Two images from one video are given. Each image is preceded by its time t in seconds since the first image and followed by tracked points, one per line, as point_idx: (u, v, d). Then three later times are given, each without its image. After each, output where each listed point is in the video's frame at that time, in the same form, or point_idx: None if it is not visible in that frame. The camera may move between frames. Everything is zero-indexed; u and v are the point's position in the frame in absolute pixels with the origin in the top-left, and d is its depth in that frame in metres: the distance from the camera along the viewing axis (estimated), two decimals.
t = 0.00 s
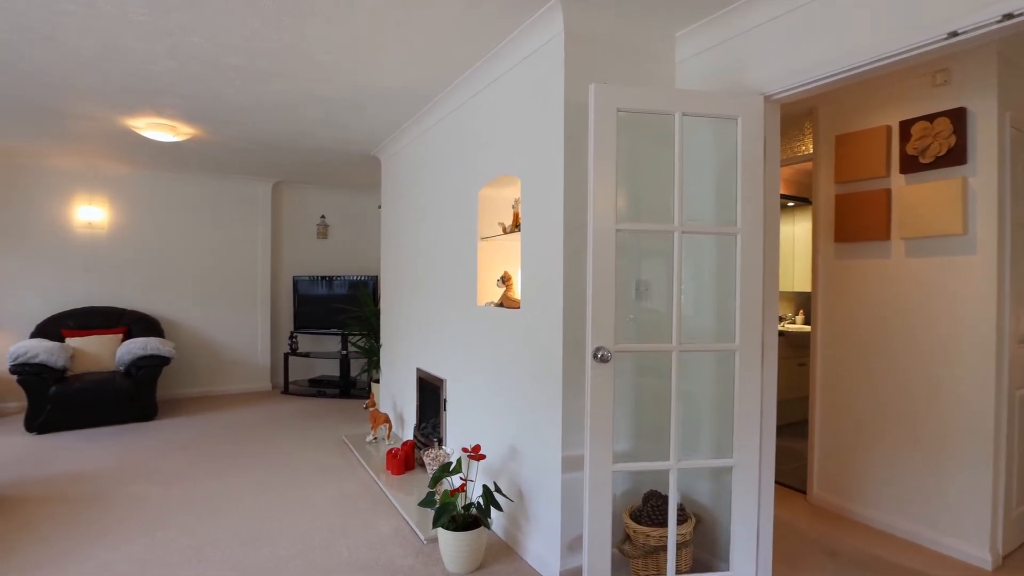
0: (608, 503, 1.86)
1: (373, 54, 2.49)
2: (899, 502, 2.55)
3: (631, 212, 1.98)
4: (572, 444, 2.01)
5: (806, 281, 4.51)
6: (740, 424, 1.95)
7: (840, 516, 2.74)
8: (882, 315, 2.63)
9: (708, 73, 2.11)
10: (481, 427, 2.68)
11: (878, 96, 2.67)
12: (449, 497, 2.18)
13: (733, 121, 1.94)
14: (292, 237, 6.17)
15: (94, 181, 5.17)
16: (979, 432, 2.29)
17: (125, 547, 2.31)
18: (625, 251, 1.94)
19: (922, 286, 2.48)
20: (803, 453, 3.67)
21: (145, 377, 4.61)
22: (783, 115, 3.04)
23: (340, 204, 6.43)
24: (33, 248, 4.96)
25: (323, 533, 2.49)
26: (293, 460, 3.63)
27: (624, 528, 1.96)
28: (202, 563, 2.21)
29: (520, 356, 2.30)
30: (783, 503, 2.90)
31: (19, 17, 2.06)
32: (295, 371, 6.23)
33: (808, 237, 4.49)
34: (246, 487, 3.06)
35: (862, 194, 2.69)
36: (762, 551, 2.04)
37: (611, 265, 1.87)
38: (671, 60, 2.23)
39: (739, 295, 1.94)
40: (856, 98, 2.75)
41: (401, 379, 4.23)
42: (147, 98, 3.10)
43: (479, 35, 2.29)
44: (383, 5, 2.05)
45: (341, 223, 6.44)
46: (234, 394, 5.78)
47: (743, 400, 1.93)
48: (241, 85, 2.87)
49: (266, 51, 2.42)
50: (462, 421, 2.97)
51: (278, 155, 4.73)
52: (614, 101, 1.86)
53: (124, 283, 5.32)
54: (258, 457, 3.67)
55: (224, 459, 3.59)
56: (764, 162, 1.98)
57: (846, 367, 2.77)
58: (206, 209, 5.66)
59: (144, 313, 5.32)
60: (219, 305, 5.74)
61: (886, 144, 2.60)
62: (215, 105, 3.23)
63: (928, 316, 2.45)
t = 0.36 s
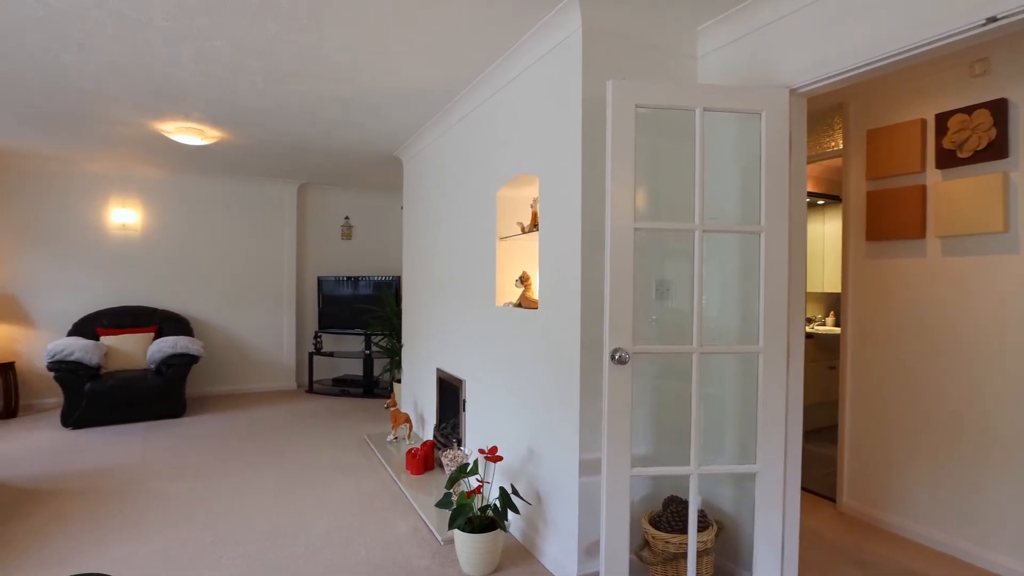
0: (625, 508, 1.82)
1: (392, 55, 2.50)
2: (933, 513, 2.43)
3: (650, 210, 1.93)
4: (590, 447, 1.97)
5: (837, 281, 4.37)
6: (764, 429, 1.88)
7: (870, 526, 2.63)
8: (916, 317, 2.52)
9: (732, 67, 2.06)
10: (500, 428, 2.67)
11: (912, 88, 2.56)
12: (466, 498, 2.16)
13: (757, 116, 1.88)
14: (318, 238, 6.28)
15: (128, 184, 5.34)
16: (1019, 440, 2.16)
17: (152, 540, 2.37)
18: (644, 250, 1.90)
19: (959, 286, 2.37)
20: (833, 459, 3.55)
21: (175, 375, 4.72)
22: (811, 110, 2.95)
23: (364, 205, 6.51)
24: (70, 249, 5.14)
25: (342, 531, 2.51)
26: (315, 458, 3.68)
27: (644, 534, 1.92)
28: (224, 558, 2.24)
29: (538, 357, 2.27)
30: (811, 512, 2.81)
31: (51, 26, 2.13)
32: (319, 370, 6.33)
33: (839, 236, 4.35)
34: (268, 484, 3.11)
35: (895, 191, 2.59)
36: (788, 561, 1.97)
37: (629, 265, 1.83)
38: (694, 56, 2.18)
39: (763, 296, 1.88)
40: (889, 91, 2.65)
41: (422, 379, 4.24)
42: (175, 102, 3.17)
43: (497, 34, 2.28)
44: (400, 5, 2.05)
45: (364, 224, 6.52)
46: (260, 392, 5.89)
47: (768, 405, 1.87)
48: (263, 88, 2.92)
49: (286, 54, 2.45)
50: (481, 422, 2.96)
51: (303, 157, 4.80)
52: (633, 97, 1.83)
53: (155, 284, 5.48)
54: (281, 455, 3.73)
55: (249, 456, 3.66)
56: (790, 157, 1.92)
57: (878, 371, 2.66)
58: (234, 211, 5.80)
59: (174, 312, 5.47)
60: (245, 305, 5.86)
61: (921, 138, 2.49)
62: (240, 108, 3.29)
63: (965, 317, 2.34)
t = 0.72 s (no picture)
0: (637, 512, 1.79)
1: (403, 54, 2.49)
2: (958, 521, 2.34)
3: (663, 208, 1.89)
4: (601, 449, 1.94)
5: (860, 280, 4.26)
6: (781, 433, 1.82)
7: (892, 533, 2.55)
8: (941, 317, 2.43)
9: (748, 60, 2.00)
10: (512, 428, 2.65)
11: (938, 81, 2.47)
12: (475, 499, 2.14)
13: (774, 110, 1.83)
14: (334, 238, 6.33)
15: (149, 185, 5.45)
16: None
17: (167, 536, 2.40)
18: (656, 249, 1.86)
19: (987, 285, 2.27)
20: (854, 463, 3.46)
21: (194, 373, 4.81)
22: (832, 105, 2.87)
23: (380, 205, 6.55)
24: (94, 250, 5.26)
25: (354, 530, 2.51)
26: (329, 457, 3.70)
27: (656, 538, 1.89)
28: (236, 556, 2.26)
29: (549, 357, 2.25)
30: (831, 517, 2.73)
31: (70, 31, 2.16)
32: (336, 369, 6.39)
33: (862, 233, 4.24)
34: (282, 482, 3.14)
35: (920, 187, 2.50)
36: (806, 568, 1.91)
37: (641, 264, 1.79)
38: (709, 50, 2.13)
39: (779, 296, 1.83)
40: (913, 84, 2.56)
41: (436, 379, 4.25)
42: (193, 104, 3.22)
43: (507, 31, 2.26)
44: (409, 3, 2.04)
45: (380, 223, 6.56)
46: (277, 390, 5.97)
47: (785, 408, 1.81)
48: (277, 89, 2.94)
49: (298, 54, 2.46)
50: (493, 423, 2.95)
51: (319, 157, 4.84)
52: (645, 92, 1.79)
53: (176, 283, 5.58)
54: (296, 453, 3.76)
55: (264, 454, 3.70)
56: (808, 152, 1.86)
57: (902, 373, 2.58)
58: (252, 211, 5.88)
59: (194, 311, 5.57)
60: (263, 304, 5.94)
61: (947, 132, 2.40)
62: (255, 109, 3.32)
63: (993, 318, 2.25)
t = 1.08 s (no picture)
0: (650, 517, 1.75)
1: (415, 52, 2.49)
2: (990, 531, 2.23)
3: (677, 205, 1.85)
4: (614, 452, 1.90)
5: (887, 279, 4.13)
6: (801, 437, 1.76)
7: (920, 543, 2.45)
8: (973, 317, 2.33)
9: (769, 50, 1.94)
10: (525, 429, 2.62)
11: (970, 71, 2.36)
12: (486, 500, 2.13)
13: (794, 103, 1.77)
14: (354, 237, 6.40)
15: (173, 187, 5.57)
16: None
17: (185, 531, 2.43)
18: (670, 247, 1.82)
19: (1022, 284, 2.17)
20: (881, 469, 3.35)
21: (215, 371, 4.90)
22: (858, 97, 2.77)
23: (398, 204, 6.60)
24: (121, 250, 5.40)
25: (367, 529, 2.52)
26: (345, 455, 3.73)
27: (670, 544, 1.85)
28: (251, 552, 2.28)
29: (562, 357, 2.22)
30: (855, 525, 2.64)
31: (92, 35, 2.21)
32: (355, 368, 6.45)
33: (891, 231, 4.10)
34: (298, 480, 3.17)
35: (950, 182, 2.40)
36: None
37: (654, 262, 1.75)
38: (727, 42, 2.07)
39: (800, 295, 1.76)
40: (943, 74, 2.46)
41: (452, 378, 4.25)
42: (213, 106, 3.27)
43: (520, 27, 2.23)
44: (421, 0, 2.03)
45: (399, 223, 6.61)
46: (296, 388, 6.04)
47: (806, 411, 1.75)
48: (292, 90, 2.97)
49: (312, 54, 2.47)
50: (508, 423, 2.92)
51: (337, 157, 4.88)
52: (658, 85, 1.74)
53: (199, 282, 5.69)
54: (314, 451, 3.80)
55: (282, 451, 3.74)
56: (830, 146, 1.79)
57: (931, 375, 2.47)
58: (272, 211, 5.97)
59: (216, 310, 5.67)
60: (283, 303, 6.02)
61: (980, 124, 2.30)
62: (273, 110, 3.36)
63: None
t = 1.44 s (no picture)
0: (660, 525, 1.70)
1: (427, 51, 2.47)
2: None
3: (689, 204, 1.80)
4: (625, 457, 1.85)
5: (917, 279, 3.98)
6: (820, 444, 1.69)
7: (950, 556, 2.33)
8: (1008, 320, 2.21)
9: (785, 43, 1.87)
10: (537, 432, 2.59)
11: (1004, 60, 2.25)
12: (496, 504, 2.10)
13: (812, 97, 1.70)
14: (373, 238, 6.45)
15: (197, 189, 5.69)
16: None
17: (202, 528, 2.47)
18: (682, 246, 1.77)
19: None
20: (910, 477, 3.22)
21: (236, 371, 4.98)
22: (883, 90, 2.67)
23: (416, 205, 6.64)
24: (147, 251, 5.53)
25: (380, 530, 2.51)
26: (361, 455, 3.74)
27: (683, 553, 1.79)
28: (265, 550, 2.30)
29: (573, 359, 2.18)
30: (880, 535, 2.54)
31: (111, 41, 2.26)
32: (374, 368, 6.51)
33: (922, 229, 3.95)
34: (313, 480, 3.19)
35: (983, 177, 2.29)
36: None
37: (665, 262, 1.70)
38: (744, 35, 2.01)
39: (819, 296, 1.69)
40: (975, 65, 2.34)
41: (468, 380, 4.24)
42: (232, 110, 3.32)
43: (531, 23, 2.20)
44: None
45: (417, 224, 6.65)
46: (315, 388, 6.12)
47: (824, 417, 1.68)
48: (307, 92, 2.99)
49: (325, 56, 2.49)
50: (520, 425, 2.89)
51: (355, 159, 4.92)
52: (668, 80, 1.70)
53: (221, 283, 5.80)
54: (330, 450, 3.82)
55: (299, 451, 3.78)
56: (850, 141, 1.72)
57: (963, 380, 2.36)
58: (292, 213, 6.05)
59: (238, 310, 5.78)
60: (303, 304, 6.10)
61: (1014, 116, 2.18)
62: (290, 113, 3.40)
63: None
